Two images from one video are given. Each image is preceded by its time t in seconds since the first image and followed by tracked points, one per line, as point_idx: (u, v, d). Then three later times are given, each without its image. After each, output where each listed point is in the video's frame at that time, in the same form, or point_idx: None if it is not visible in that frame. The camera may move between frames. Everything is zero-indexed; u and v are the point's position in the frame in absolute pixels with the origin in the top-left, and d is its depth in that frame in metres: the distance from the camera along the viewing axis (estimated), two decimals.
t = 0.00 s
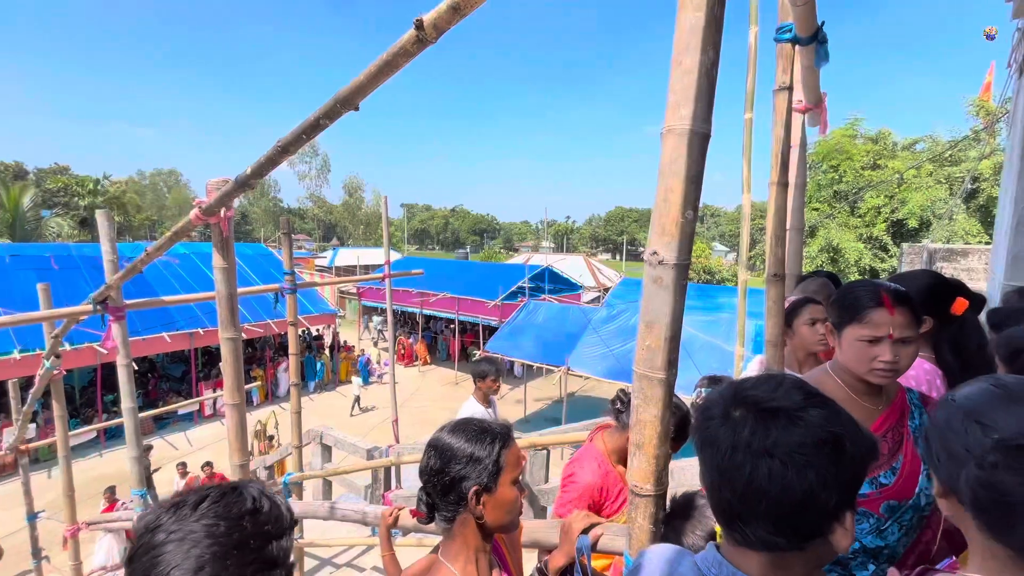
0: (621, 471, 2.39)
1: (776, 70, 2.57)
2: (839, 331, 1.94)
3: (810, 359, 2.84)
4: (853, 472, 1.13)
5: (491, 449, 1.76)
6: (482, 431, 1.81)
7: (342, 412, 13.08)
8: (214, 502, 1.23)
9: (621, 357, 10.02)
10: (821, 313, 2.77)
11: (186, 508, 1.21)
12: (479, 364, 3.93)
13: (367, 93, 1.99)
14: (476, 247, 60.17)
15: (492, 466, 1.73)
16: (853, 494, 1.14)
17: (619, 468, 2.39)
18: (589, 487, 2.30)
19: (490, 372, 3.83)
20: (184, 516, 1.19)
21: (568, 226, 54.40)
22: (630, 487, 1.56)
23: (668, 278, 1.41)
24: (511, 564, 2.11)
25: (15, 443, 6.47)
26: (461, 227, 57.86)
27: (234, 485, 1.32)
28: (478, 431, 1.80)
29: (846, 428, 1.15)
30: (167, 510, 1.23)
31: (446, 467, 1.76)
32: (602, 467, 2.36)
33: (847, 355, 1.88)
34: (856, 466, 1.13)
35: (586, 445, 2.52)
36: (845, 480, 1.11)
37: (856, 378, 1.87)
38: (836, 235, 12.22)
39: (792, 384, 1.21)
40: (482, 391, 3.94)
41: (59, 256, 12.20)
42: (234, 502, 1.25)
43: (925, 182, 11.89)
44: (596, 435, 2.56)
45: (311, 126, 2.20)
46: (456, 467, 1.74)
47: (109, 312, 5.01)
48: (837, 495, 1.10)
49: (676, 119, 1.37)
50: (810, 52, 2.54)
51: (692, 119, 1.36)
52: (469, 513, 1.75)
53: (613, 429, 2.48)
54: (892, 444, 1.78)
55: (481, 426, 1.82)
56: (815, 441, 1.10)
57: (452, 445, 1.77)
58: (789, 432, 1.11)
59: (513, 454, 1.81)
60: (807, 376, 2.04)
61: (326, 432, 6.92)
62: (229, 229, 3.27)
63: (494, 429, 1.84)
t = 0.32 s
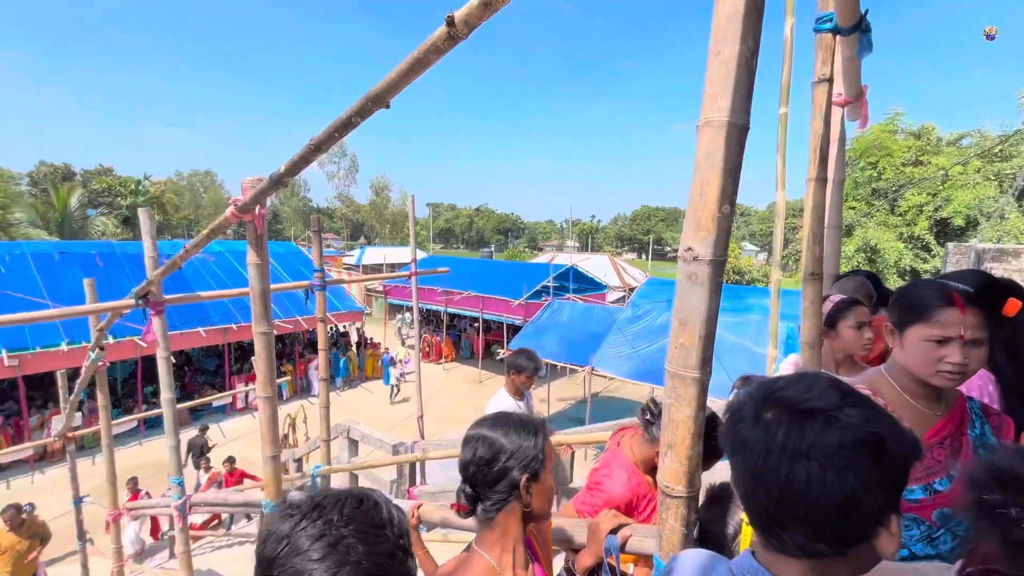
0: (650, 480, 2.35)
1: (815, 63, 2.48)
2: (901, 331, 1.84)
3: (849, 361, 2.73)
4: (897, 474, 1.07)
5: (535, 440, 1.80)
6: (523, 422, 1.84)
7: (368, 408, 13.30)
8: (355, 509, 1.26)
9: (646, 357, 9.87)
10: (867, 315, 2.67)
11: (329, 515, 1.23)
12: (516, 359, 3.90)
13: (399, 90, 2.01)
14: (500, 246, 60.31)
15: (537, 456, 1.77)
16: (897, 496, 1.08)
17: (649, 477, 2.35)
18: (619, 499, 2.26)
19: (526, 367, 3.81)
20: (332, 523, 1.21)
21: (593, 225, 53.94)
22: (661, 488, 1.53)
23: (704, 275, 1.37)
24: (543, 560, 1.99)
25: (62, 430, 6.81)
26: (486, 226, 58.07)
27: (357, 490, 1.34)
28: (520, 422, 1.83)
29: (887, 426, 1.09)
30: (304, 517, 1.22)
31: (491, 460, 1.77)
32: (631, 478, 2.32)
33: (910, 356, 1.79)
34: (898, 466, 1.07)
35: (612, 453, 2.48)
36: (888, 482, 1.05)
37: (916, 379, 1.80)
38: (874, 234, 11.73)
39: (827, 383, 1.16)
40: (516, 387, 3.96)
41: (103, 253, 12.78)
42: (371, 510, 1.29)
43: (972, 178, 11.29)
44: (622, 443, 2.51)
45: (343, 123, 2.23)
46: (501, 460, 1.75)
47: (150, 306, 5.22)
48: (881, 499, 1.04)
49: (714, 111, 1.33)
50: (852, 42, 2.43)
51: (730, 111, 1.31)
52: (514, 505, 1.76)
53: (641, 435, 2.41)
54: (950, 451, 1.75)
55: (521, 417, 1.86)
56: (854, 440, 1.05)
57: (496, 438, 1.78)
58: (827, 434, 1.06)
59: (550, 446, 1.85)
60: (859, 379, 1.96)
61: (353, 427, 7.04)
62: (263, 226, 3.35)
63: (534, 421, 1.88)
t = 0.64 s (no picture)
0: (683, 483, 2.34)
1: (861, 53, 2.38)
2: (984, 333, 1.74)
3: (892, 363, 2.62)
4: (909, 488, 0.93)
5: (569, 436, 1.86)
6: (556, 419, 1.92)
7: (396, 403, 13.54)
8: (513, 511, 1.21)
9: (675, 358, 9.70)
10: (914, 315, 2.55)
11: (493, 520, 1.16)
12: (555, 358, 3.86)
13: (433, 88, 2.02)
14: (528, 244, 60.24)
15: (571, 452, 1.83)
16: (922, 514, 0.94)
17: (681, 480, 2.34)
18: (655, 501, 2.20)
19: (567, 366, 3.75)
20: (503, 529, 1.14)
21: (622, 224, 53.27)
22: (696, 491, 1.49)
23: (743, 272, 1.33)
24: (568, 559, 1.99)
25: (112, 417, 7.19)
26: (513, 224, 58.12)
27: (499, 491, 1.29)
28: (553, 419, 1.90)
29: (908, 434, 0.94)
30: (466, 527, 1.15)
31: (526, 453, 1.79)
32: (665, 480, 2.29)
33: (998, 362, 1.68)
34: (918, 479, 0.93)
35: (642, 456, 2.44)
36: (892, 491, 0.94)
37: (998, 388, 1.71)
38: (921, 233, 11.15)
39: (851, 382, 1.06)
40: (558, 387, 3.90)
41: (149, 250, 13.40)
42: (526, 510, 1.24)
43: None
44: (651, 445, 2.48)
45: (377, 122, 2.27)
46: (537, 454, 1.79)
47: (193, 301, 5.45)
48: (874, 506, 0.95)
49: (755, 103, 1.29)
50: (902, 31, 2.32)
51: (773, 102, 1.27)
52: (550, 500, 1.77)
53: (673, 436, 2.41)
54: None
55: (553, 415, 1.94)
56: (846, 439, 0.98)
57: (533, 434, 1.81)
58: (811, 427, 1.04)
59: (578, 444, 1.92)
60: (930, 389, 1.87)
61: (382, 421, 7.19)
62: (299, 224, 3.44)
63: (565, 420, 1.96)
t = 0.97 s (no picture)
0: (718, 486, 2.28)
1: (914, 41, 2.26)
2: None
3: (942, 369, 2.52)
4: (948, 527, 0.84)
5: (593, 434, 1.81)
6: (580, 415, 1.89)
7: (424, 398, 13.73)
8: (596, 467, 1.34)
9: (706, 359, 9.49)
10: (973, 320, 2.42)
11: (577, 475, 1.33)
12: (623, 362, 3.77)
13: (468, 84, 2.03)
14: (555, 242, 60.00)
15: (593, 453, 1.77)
16: (967, 559, 0.84)
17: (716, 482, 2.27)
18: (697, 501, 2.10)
19: (637, 370, 3.66)
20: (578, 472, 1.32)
21: (651, 221, 52.38)
22: (733, 493, 1.45)
23: (787, 269, 1.29)
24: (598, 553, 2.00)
25: (157, 406, 7.53)
26: (541, 222, 57.95)
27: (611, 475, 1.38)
28: (577, 415, 1.88)
29: (953, 472, 0.84)
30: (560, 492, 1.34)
31: (541, 447, 1.81)
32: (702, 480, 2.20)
33: None
34: (960, 520, 0.83)
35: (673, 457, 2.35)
36: (928, 527, 0.86)
37: None
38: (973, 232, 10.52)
39: (906, 403, 0.96)
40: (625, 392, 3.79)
41: (191, 246, 13.95)
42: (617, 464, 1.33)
43: None
44: (684, 448, 2.38)
45: (412, 119, 2.29)
46: (553, 449, 1.79)
47: (233, 295, 5.64)
48: (906, 537, 0.89)
49: (803, 94, 1.24)
50: (960, 17, 2.19)
51: (822, 92, 1.22)
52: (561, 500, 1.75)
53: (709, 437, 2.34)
54: None
55: (580, 413, 1.90)
56: (880, 466, 0.92)
57: (546, 427, 1.82)
58: (845, 446, 0.99)
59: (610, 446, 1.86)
60: None
61: (411, 415, 7.31)
62: (335, 220, 3.52)
63: (593, 417, 1.91)
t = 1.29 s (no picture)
0: (747, 485, 2.25)
1: (972, 25, 2.13)
2: None
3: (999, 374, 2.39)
4: None
5: (604, 437, 1.68)
6: (593, 414, 1.75)
7: (449, 394, 13.86)
8: None
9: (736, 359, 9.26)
10: None
11: None
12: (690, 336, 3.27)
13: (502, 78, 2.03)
14: (581, 240, 59.61)
15: (602, 459, 1.66)
16: None
17: (744, 480, 2.24)
18: (717, 500, 2.09)
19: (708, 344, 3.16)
20: None
21: (680, 219, 51.45)
22: (775, 494, 1.41)
23: (836, 264, 1.23)
24: (628, 554, 1.99)
25: (196, 395, 7.81)
26: (567, 220, 57.60)
27: None
28: (589, 414, 1.74)
29: None
30: None
31: (551, 449, 1.77)
32: (727, 479, 2.17)
33: None
34: None
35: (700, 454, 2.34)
36: None
37: None
38: None
39: (1011, 438, 0.87)
40: (695, 371, 3.25)
41: (227, 242, 14.42)
42: None
43: None
44: (712, 446, 2.36)
45: (446, 115, 2.31)
46: (561, 453, 1.73)
47: (269, 289, 5.79)
48: None
49: (856, 80, 1.19)
50: None
51: (877, 78, 1.17)
52: (574, 504, 1.73)
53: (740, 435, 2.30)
54: None
55: (594, 410, 1.77)
56: (967, 505, 0.85)
57: (554, 426, 1.77)
58: (928, 477, 0.92)
59: (630, 447, 1.71)
60: None
61: (438, 410, 7.40)
62: (367, 216, 3.58)
63: (608, 415, 1.76)
